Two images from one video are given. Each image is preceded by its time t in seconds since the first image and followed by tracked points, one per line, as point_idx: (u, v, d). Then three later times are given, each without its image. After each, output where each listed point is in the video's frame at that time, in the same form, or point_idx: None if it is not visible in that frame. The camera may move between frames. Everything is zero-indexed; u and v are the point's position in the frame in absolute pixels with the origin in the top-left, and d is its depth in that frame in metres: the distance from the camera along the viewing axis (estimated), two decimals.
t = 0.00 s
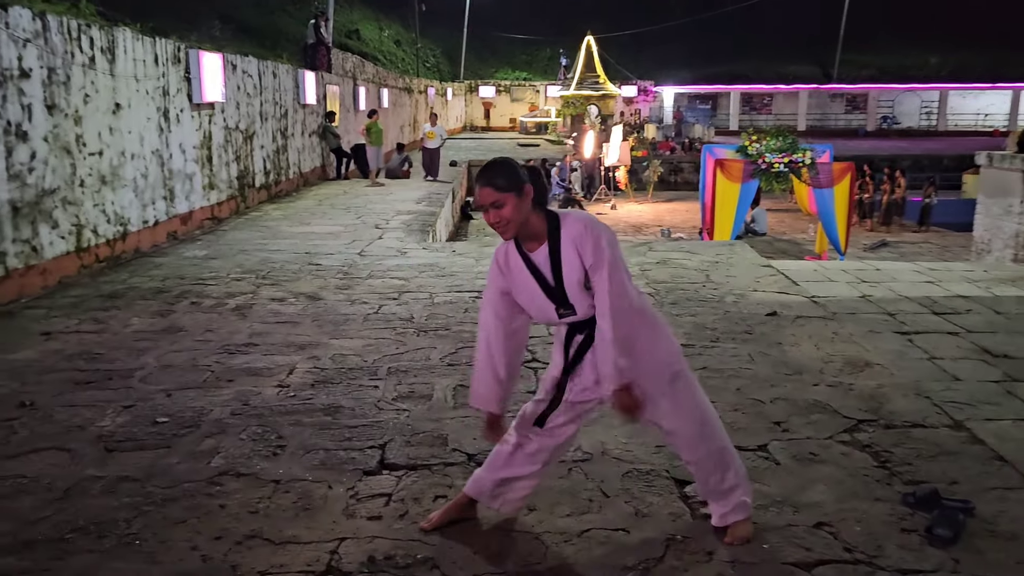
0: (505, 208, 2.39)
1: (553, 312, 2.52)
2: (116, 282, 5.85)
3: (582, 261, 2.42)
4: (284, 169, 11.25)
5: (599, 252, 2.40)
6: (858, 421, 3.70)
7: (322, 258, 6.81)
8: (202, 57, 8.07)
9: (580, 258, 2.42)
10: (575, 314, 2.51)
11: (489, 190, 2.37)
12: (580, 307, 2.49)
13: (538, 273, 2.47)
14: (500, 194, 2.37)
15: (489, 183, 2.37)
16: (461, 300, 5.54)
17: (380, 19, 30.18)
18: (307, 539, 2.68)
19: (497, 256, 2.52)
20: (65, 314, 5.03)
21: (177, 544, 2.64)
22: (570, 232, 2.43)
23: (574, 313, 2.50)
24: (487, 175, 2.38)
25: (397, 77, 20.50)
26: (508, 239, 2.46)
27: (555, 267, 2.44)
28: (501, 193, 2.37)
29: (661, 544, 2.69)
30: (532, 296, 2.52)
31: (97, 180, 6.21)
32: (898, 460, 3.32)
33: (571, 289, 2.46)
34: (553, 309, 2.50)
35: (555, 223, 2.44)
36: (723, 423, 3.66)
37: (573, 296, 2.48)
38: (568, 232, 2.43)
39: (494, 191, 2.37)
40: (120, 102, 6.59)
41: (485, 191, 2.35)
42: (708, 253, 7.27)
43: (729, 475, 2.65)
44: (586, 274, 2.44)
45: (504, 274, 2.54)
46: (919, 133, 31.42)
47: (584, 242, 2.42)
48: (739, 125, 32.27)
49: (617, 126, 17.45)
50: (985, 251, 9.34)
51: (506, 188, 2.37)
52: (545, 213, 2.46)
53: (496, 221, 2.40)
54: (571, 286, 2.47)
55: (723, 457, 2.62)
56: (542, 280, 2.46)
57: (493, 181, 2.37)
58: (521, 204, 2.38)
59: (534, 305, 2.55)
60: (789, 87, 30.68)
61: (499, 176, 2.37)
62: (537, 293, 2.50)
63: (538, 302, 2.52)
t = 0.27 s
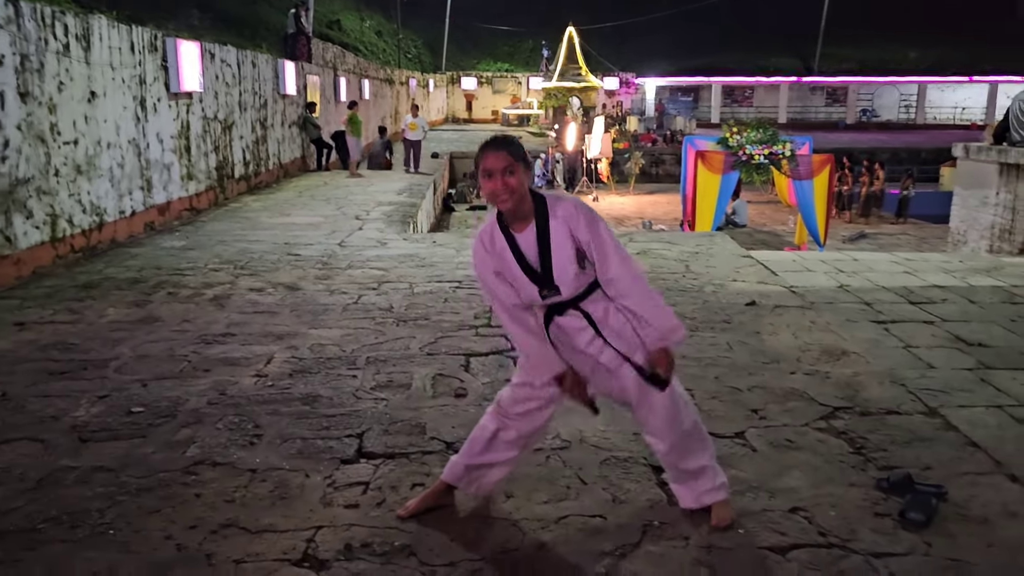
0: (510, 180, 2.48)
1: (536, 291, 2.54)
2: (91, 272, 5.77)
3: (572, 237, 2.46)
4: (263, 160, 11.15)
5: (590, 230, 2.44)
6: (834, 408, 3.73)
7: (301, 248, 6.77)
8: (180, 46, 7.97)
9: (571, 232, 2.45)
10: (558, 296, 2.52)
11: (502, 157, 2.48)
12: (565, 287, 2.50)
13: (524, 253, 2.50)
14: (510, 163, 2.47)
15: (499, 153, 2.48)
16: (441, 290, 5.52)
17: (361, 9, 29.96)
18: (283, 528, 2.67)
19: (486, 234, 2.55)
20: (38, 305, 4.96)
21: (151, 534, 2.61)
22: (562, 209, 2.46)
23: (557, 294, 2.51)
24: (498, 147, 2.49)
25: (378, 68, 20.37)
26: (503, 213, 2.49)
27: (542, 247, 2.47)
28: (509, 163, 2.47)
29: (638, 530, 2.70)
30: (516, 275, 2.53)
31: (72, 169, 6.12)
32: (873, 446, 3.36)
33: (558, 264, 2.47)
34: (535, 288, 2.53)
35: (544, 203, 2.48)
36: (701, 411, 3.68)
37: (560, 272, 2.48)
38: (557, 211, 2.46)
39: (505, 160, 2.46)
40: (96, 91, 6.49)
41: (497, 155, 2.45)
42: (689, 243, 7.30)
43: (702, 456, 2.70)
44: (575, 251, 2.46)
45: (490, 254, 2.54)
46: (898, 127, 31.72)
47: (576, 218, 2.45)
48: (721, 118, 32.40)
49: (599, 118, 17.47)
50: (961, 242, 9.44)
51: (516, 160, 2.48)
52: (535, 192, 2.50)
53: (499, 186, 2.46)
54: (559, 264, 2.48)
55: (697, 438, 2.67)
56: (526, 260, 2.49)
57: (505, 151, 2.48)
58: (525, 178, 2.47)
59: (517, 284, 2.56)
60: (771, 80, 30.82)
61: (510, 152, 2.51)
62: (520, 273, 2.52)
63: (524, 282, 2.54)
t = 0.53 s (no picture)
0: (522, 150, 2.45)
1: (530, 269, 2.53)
2: (88, 266, 5.78)
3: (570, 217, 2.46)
4: (262, 154, 11.16)
5: (589, 213, 2.44)
6: (827, 400, 3.73)
7: (298, 242, 6.77)
8: (178, 39, 7.97)
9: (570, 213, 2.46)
10: (552, 274, 2.51)
11: (519, 125, 2.45)
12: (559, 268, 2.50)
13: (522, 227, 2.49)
14: (526, 132, 2.44)
15: (516, 119, 2.45)
16: (436, 283, 5.53)
17: (362, 3, 29.92)
18: (273, 519, 2.67)
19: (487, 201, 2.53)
20: (34, 298, 4.97)
21: (142, 524, 2.62)
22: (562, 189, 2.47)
23: (551, 273, 2.51)
24: (517, 114, 2.47)
25: (378, 62, 20.36)
26: (507, 181, 2.48)
27: (541, 222, 2.47)
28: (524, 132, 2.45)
29: (627, 520, 2.70)
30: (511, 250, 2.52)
31: (69, 162, 6.13)
32: (864, 438, 3.36)
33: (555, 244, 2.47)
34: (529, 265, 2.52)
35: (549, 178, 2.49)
36: (694, 403, 3.69)
37: (555, 253, 2.48)
38: (559, 189, 2.47)
39: (521, 128, 2.44)
40: (93, 83, 6.50)
41: (514, 123, 2.43)
42: (686, 237, 7.30)
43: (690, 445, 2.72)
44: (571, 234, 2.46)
45: (487, 223, 2.52)
46: (899, 121, 31.64)
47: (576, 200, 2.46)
48: (721, 112, 32.35)
49: (599, 112, 17.45)
50: (959, 236, 9.45)
51: (532, 130, 2.46)
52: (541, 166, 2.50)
53: (510, 154, 2.43)
54: (555, 244, 2.48)
55: (685, 427, 2.68)
56: (524, 234, 2.49)
57: (523, 120, 2.46)
58: (537, 150, 2.45)
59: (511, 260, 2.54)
60: (772, 74, 30.75)
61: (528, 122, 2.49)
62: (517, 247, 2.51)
63: (519, 259, 2.53)
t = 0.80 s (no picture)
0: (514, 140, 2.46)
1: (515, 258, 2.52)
2: (83, 262, 5.81)
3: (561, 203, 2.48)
4: (260, 151, 11.18)
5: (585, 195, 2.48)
6: (815, 395, 3.75)
7: (294, 238, 6.80)
8: (174, 35, 7.99)
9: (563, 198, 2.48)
10: (536, 264, 2.50)
11: (512, 114, 2.46)
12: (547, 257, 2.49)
13: (509, 214, 2.49)
14: (518, 122, 2.45)
15: (510, 108, 2.46)
16: (430, 279, 5.55)
17: None
18: (259, 512, 2.70)
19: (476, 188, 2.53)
20: (29, 294, 5.00)
21: (128, 517, 2.64)
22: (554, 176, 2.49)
23: (535, 262, 2.49)
24: (510, 104, 2.48)
25: (377, 59, 20.38)
26: (496, 169, 2.48)
27: (527, 210, 2.47)
28: (517, 121, 2.46)
29: (610, 513, 2.72)
30: (497, 237, 2.52)
31: (64, 159, 6.15)
32: (850, 432, 3.37)
33: (545, 231, 2.47)
34: (515, 254, 2.51)
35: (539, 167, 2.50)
36: (681, 397, 3.70)
37: (544, 240, 2.48)
38: (549, 178, 2.49)
39: (513, 117, 2.45)
40: (88, 80, 6.52)
41: (507, 112, 2.44)
42: (681, 233, 7.31)
43: (672, 440, 2.73)
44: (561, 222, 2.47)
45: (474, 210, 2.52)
46: (900, 117, 31.59)
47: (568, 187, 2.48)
48: (721, 108, 32.33)
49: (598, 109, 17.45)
50: (955, 232, 9.44)
51: (525, 121, 2.47)
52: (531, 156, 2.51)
53: (501, 143, 2.44)
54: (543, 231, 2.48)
55: (668, 422, 2.69)
56: (510, 222, 2.48)
57: (516, 109, 2.47)
58: (528, 140, 2.46)
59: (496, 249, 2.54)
60: (772, 70, 30.71)
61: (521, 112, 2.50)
62: (503, 234, 2.51)
63: (504, 248, 2.52)
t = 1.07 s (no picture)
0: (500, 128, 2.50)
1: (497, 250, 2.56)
2: (75, 260, 5.84)
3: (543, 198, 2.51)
4: (253, 150, 11.21)
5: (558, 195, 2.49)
6: (796, 388, 3.79)
7: (285, 236, 6.83)
8: (165, 34, 8.01)
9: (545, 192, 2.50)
10: (518, 256, 2.53)
11: (498, 103, 2.50)
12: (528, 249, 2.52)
13: (493, 204, 2.53)
14: (505, 111, 2.49)
15: (497, 98, 2.51)
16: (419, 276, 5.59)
17: None
18: (243, 504, 2.73)
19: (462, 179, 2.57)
20: (20, 292, 5.03)
21: (113, 510, 2.68)
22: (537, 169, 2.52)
23: (517, 254, 2.52)
24: (496, 93, 2.53)
25: (372, 58, 20.41)
26: (481, 158, 2.52)
27: (511, 201, 2.50)
28: (503, 111, 2.50)
29: (589, 504, 2.76)
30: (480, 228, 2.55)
31: (55, 158, 6.18)
32: (830, 425, 3.41)
33: (527, 225, 2.50)
34: (498, 246, 2.55)
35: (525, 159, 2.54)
36: (664, 391, 3.75)
37: (525, 234, 2.51)
38: (534, 171, 2.51)
39: (501, 107, 2.50)
40: (78, 79, 6.55)
41: (494, 101, 2.48)
42: (670, 230, 7.35)
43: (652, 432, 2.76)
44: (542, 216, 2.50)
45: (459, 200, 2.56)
46: (894, 114, 31.66)
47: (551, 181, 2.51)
48: (716, 106, 32.38)
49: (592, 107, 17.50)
50: (944, 228, 9.52)
51: (511, 110, 2.51)
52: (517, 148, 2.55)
53: (488, 131, 2.47)
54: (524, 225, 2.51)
55: (647, 415, 2.73)
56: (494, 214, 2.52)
57: (502, 98, 2.51)
58: (514, 130, 2.50)
59: (479, 241, 2.58)
60: (767, 67, 30.77)
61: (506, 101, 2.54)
62: (486, 225, 2.54)
63: (487, 240, 2.56)
